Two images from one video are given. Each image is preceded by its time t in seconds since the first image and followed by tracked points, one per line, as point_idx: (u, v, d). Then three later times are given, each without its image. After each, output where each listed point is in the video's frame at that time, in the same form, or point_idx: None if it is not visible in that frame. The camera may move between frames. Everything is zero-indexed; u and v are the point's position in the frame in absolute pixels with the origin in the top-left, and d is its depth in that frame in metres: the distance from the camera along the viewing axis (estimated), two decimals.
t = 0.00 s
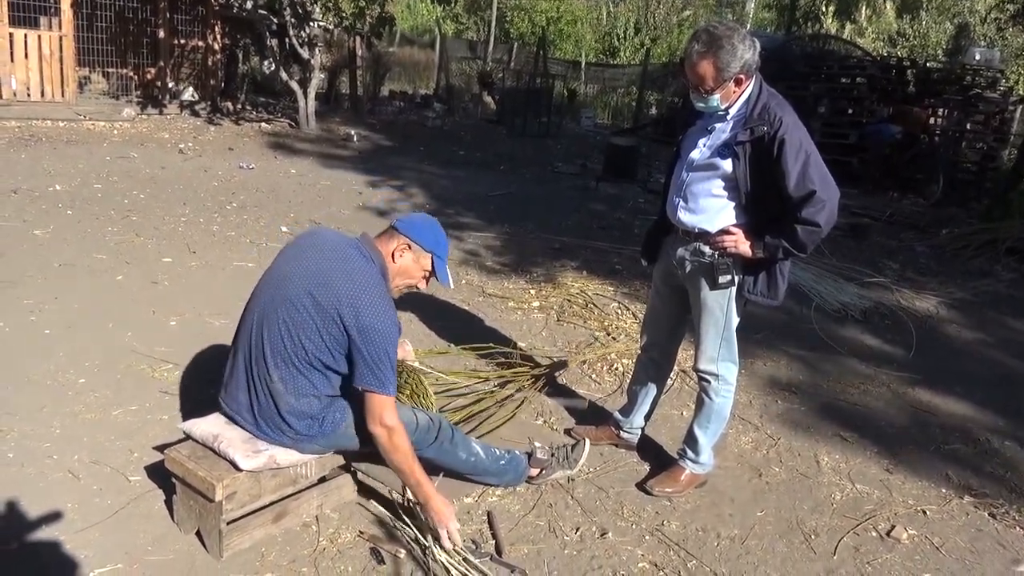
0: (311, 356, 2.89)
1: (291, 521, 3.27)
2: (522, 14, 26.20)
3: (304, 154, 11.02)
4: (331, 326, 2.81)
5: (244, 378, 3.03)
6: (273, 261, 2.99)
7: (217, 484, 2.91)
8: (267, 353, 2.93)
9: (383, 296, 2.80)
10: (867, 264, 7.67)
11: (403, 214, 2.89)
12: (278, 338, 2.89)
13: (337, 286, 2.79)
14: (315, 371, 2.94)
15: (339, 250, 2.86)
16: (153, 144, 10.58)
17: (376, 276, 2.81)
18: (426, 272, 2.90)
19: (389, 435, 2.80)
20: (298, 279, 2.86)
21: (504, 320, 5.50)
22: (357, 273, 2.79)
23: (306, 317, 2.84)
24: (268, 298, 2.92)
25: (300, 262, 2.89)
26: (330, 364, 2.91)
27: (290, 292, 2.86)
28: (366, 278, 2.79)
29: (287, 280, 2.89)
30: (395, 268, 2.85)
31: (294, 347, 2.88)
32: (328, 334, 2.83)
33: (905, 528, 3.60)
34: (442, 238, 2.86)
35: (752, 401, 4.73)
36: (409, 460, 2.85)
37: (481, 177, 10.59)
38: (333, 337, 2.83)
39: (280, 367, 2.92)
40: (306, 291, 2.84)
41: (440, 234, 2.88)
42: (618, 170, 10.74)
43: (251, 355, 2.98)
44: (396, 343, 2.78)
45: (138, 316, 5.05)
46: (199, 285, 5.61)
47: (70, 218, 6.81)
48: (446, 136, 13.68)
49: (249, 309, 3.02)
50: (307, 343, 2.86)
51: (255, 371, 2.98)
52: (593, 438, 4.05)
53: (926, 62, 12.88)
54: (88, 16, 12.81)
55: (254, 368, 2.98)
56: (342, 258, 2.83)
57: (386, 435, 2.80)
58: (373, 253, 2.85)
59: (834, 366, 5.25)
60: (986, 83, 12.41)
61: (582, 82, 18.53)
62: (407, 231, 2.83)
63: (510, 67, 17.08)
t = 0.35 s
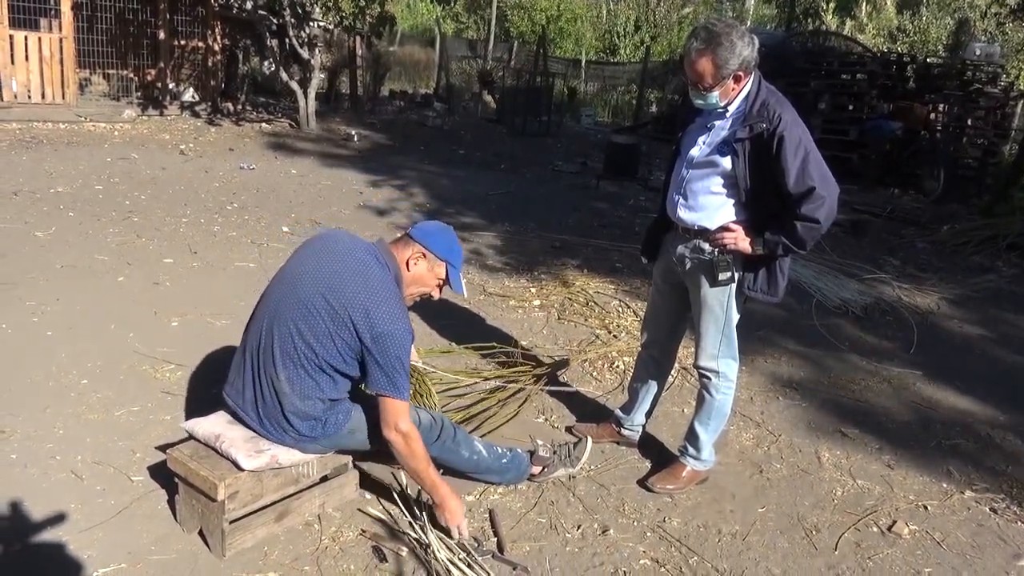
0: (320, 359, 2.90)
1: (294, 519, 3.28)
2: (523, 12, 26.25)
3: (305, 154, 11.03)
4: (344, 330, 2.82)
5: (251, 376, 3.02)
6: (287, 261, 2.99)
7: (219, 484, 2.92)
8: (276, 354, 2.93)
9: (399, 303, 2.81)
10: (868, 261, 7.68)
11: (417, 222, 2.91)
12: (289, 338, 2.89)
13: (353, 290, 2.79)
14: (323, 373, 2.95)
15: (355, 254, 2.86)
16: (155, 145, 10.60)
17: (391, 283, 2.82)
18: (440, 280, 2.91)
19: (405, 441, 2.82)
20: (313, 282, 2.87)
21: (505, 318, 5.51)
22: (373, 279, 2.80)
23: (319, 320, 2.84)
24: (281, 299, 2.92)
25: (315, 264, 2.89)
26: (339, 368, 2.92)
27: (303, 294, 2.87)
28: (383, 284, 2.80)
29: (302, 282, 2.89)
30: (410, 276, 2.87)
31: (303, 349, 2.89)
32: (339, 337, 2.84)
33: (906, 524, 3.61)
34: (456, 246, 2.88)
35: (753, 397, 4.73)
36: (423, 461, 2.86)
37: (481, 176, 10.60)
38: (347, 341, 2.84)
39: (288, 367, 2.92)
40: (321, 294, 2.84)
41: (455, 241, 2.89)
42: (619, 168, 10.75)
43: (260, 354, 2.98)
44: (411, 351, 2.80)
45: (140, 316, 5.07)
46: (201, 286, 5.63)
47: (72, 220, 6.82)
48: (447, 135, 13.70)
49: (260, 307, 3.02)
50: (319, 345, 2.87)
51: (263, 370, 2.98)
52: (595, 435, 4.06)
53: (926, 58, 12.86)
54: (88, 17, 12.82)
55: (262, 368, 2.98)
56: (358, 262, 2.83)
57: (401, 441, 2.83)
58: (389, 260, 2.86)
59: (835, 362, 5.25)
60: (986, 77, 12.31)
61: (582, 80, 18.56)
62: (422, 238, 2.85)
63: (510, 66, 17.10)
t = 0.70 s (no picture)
0: (315, 358, 2.90)
1: (296, 519, 3.30)
2: (522, 12, 26.31)
3: (305, 155, 11.05)
4: (335, 328, 2.82)
5: (250, 380, 3.04)
6: (280, 262, 3.00)
7: (221, 483, 2.93)
8: (272, 355, 2.94)
9: (389, 300, 2.80)
10: (868, 258, 7.68)
11: (412, 215, 2.84)
12: (283, 339, 2.90)
13: (342, 288, 2.79)
14: (319, 373, 2.96)
15: (344, 252, 2.85)
16: (155, 147, 10.61)
17: (382, 280, 2.81)
18: (435, 271, 2.89)
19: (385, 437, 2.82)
20: (304, 282, 2.87)
21: (506, 318, 5.52)
22: (363, 277, 2.79)
23: (311, 320, 2.85)
24: (274, 300, 2.93)
25: (307, 264, 2.89)
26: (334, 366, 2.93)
27: (295, 295, 2.87)
28: (372, 281, 2.79)
29: (294, 283, 2.89)
30: (405, 273, 2.85)
31: (298, 349, 2.89)
32: (332, 337, 2.84)
33: (906, 520, 3.62)
34: (450, 241, 2.83)
35: (754, 395, 4.74)
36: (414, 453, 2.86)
37: (481, 176, 10.61)
38: (338, 340, 2.84)
39: (285, 368, 2.94)
40: (312, 293, 2.84)
41: (450, 236, 2.84)
42: (619, 167, 10.76)
43: (257, 357, 3.00)
44: (401, 348, 2.79)
45: (141, 317, 5.09)
46: (202, 287, 5.64)
47: (73, 222, 6.84)
48: (447, 136, 13.71)
49: (256, 310, 3.04)
50: (312, 346, 2.87)
51: (261, 372, 3.00)
52: (595, 434, 4.06)
53: (926, 55, 12.83)
54: (88, 20, 12.85)
55: (260, 371, 3.00)
56: (347, 261, 2.83)
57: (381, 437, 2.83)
58: (379, 257, 2.84)
59: (835, 360, 5.26)
60: (986, 74, 12.24)
61: (582, 79, 18.60)
62: (417, 236, 2.79)
63: (509, 66, 17.13)
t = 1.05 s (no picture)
0: (299, 359, 2.92)
1: (297, 519, 3.31)
2: (523, 15, 26.41)
3: (305, 157, 11.08)
4: (308, 324, 2.84)
5: (241, 386, 3.07)
6: (255, 271, 3.03)
7: (222, 483, 2.94)
8: (256, 360, 2.97)
9: (358, 290, 2.82)
10: (868, 259, 7.69)
11: (381, 204, 2.90)
12: (265, 343, 2.93)
13: (311, 284, 2.82)
14: (307, 374, 2.97)
15: (313, 250, 2.89)
16: (157, 150, 10.65)
17: (350, 271, 2.84)
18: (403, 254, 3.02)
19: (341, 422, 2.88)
20: (277, 283, 2.90)
21: (506, 319, 5.54)
22: (330, 270, 2.82)
23: (286, 319, 2.87)
24: (252, 305, 2.97)
25: (278, 266, 2.93)
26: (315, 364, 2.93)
27: (271, 299, 2.90)
28: (340, 273, 2.82)
29: (268, 285, 2.93)
30: (383, 259, 2.95)
31: (280, 351, 2.91)
32: (310, 334, 2.86)
33: (904, 520, 3.63)
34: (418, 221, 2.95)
35: (753, 395, 4.76)
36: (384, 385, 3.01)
37: (482, 178, 10.64)
38: (312, 336, 2.85)
39: (272, 372, 2.96)
40: (284, 293, 2.88)
41: (417, 215, 2.96)
42: (619, 169, 10.79)
43: (244, 363, 3.03)
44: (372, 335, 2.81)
45: (142, 319, 5.10)
46: (203, 289, 5.66)
47: (75, 224, 6.87)
48: (448, 138, 13.75)
49: (240, 317, 3.07)
50: (289, 345, 2.89)
51: (249, 378, 3.02)
52: (594, 434, 4.08)
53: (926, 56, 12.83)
54: (90, 23, 12.86)
55: (248, 376, 3.03)
56: (315, 257, 2.86)
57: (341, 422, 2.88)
58: (349, 248, 2.90)
59: (833, 360, 5.28)
60: (986, 75, 12.26)
61: (583, 81, 18.64)
62: (392, 226, 2.88)
63: (510, 68, 17.18)
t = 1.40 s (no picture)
0: (294, 357, 2.95)
1: (296, 516, 3.32)
2: (527, 18, 26.54)
3: (308, 157, 11.11)
4: (300, 319, 2.87)
5: (237, 392, 3.08)
6: (233, 278, 3.04)
7: (223, 479, 2.96)
8: (250, 362, 2.98)
9: (342, 278, 2.87)
10: (869, 264, 7.71)
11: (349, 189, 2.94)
12: (257, 345, 2.95)
13: (295, 280, 2.86)
14: (303, 371, 2.99)
15: (289, 246, 2.91)
16: (160, 149, 10.67)
17: (331, 260, 2.88)
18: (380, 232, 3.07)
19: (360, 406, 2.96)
20: (259, 285, 2.92)
21: (507, 320, 5.55)
22: (311, 263, 2.86)
23: (275, 318, 2.89)
24: (237, 310, 2.98)
25: (257, 268, 2.94)
26: (311, 358, 2.97)
27: (255, 301, 2.92)
28: (321, 263, 2.86)
29: (249, 288, 2.94)
30: (359, 242, 2.99)
31: (275, 351, 2.93)
32: (302, 330, 2.89)
33: (903, 524, 3.64)
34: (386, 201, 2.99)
35: (753, 398, 4.77)
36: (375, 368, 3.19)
37: (485, 180, 10.67)
38: (304, 331, 2.89)
39: (269, 373, 2.98)
40: (268, 293, 2.90)
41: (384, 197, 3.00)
42: (622, 172, 10.82)
43: (238, 369, 3.04)
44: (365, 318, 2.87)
45: (144, 317, 5.13)
46: (206, 288, 5.68)
47: (79, 222, 6.89)
48: (451, 139, 13.79)
49: (226, 324, 3.08)
50: (282, 343, 2.91)
51: (244, 383, 3.04)
52: (594, 435, 4.10)
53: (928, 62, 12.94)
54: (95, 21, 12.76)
55: (243, 382, 3.04)
56: (292, 252, 2.89)
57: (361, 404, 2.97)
58: (324, 239, 2.93)
59: (833, 364, 5.29)
60: (989, 82, 12.45)
61: (587, 84, 18.70)
62: (362, 208, 2.93)
63: (514, 71, 17.24)
